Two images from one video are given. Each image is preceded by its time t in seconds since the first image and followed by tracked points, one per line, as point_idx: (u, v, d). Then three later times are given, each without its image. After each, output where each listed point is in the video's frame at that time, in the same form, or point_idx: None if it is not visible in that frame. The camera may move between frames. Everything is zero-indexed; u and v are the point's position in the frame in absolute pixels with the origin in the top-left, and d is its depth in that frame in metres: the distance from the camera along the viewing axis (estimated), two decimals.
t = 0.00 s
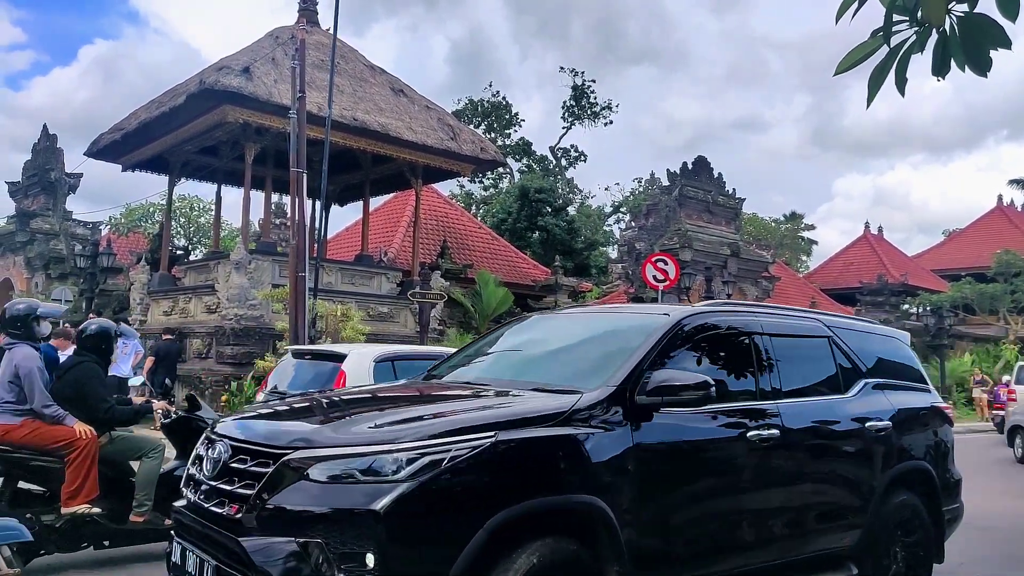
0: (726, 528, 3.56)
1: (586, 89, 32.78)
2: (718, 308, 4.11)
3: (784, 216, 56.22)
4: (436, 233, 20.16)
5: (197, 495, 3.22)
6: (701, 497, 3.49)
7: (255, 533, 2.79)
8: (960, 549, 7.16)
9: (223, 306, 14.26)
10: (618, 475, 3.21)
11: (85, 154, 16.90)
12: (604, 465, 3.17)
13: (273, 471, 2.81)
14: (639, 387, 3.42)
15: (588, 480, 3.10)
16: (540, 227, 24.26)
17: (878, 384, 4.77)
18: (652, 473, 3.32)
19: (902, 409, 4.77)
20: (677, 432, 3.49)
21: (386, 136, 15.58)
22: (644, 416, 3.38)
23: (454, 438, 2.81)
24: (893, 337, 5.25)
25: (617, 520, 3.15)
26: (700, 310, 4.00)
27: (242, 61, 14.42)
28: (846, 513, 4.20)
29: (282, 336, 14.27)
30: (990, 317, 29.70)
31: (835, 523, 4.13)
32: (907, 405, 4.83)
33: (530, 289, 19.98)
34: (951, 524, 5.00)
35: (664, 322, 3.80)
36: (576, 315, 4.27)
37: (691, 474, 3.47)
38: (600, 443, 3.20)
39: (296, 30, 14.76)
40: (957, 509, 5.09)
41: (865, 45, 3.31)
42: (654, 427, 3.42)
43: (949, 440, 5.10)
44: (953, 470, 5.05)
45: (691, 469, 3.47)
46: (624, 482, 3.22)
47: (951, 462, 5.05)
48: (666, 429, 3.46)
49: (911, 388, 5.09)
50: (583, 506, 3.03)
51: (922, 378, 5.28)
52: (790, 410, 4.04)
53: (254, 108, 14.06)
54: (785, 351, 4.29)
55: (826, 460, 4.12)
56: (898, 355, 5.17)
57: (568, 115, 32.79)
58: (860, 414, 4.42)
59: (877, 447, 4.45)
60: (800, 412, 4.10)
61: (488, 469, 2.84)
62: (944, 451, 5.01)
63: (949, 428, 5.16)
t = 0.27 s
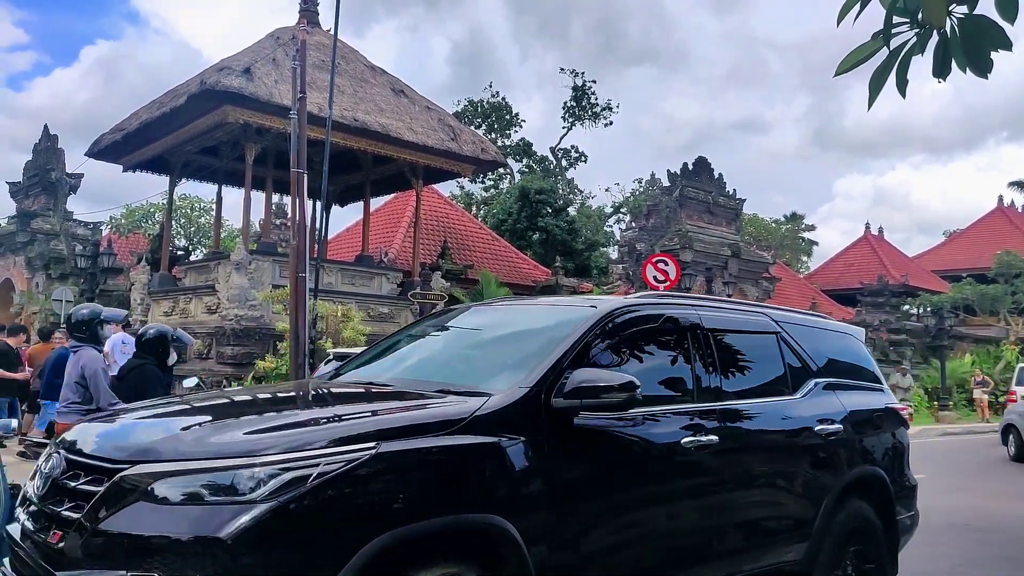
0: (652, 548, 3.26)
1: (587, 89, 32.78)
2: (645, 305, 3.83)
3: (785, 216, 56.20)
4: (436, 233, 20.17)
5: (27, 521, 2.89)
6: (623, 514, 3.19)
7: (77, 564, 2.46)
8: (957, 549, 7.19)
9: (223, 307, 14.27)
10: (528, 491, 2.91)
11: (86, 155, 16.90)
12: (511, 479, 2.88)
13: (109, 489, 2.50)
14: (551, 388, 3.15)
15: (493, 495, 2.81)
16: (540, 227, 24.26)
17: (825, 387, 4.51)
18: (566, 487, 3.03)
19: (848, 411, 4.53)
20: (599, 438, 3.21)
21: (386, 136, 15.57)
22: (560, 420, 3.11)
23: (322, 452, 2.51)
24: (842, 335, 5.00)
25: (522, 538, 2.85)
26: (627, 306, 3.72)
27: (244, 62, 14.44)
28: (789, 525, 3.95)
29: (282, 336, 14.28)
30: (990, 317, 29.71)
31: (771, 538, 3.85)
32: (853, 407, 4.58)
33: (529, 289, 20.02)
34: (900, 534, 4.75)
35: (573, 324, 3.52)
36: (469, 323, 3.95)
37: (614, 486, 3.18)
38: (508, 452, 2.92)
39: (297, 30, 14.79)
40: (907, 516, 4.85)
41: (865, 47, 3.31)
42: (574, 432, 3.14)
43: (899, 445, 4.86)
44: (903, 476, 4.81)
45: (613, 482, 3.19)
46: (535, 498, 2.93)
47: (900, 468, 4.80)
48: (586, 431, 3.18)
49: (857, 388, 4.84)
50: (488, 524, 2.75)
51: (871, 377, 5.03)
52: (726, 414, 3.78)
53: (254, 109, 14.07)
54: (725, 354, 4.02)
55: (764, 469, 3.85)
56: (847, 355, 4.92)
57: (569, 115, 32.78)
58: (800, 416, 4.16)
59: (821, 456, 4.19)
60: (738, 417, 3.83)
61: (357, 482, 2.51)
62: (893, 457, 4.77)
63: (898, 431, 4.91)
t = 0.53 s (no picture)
0: None
1: (587, 89, 32.81)
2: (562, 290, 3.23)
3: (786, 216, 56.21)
4: (437, 233, 20.18)
5: None
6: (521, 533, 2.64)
7: None
8: (959, 550, 7.16)
9: (223, 307, 14.23)
10: (404, 503, 2.37)
11: (87, 155, 16.91)
12: (380, 491, 2.34)
13: None
14: (434, 389, 2.56)
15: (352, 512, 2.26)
16: (541, 227, 24.25)
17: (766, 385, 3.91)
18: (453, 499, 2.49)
19: (791, 414, 3.94)
20: (498, 440, 2.66)
21: (386, 136, 15.57)
22: (444, 424, 2.54)
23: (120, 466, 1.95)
24: (786, 330, 4.40)
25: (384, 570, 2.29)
26: (535, 291, 3.12)
27: (244, 62, 14.43)
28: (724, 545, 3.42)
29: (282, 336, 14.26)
30: (991, 317, 29.70)
31: (709, 557, 3.34)
32: (797, 409, 3.99)
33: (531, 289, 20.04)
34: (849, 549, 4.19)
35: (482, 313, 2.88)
36: (375, 302, 3.30)
37: (523, 498, 2.67)
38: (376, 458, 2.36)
39: (297, 30, 14.78)
40: (855, 528, 4.28)
41: (867, 46, 3.31)
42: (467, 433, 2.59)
43: (849, 451, 4.28)
44: (851, 485, 4.23)
45: (514, 492, 2.65)
46: (411, 513, 2.39)
47: (848, 476, 4.23)
48: (503, 437, 2.68)
49: (803, 388, 4.25)
50: (341, 551, 2.20)
51: (818, 376, 4.42)
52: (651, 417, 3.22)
53: (254, 109, 14.06)
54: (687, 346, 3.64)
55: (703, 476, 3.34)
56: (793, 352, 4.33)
57: (569, 116, 32.81)
58: (740, 419, 3.62)
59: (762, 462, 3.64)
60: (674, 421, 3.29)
61: (235, 493, 2.07)
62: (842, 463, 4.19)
63: (848, 434, 4.33)
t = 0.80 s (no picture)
0: None
1: (587, 89, 32.80)
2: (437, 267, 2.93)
3: (786, 215, 56.23)
4: (437, 233, 20.18)
5: None
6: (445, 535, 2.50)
7: None
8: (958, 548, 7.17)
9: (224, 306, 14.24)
10: (312, 507, 2.25)
11: (88, 154, 16.91)
12: (286, 495, 2.21)
13: None
14: (243, 385, 2.27)
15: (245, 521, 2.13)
16: (541, 226, 24.23)
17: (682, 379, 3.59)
18: (368, 504, 2.35)
19: (710, 412, 3.62)
20: (402, 439, 2.49)
21: (387, 136, 15.56)
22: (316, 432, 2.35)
23: None
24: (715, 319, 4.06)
25: None
26: (392, 273, 2.74)
27: (245, 61, 14.43)
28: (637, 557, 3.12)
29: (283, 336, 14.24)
30: (992, 317, 29.70)
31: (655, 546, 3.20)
32: (719, 407, 3.68)
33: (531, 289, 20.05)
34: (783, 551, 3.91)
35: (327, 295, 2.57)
36: (208, 287, 2.95)
37: (475, 496, 2.60)
38: (264, 465, 2.21)
39: (298, 29, 14.77)
40: (789, 538, 3.98)
41: (868, 44, 3.31)
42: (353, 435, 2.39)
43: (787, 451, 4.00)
44: (789, 486, 3.98)
45: (438, 494, 2.52)
46: (322, 521, 2.26)
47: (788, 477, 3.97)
48: (419, 439, 2.53)
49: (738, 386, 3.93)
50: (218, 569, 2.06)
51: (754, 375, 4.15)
52: (587, 412, 3.08)
53: (255, 108, 14.05)
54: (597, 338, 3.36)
55: (640, 476, 3.15)
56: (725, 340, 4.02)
57: (570, 115, 32.82)
58: (654, 418, 3.33)
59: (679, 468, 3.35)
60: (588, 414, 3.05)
61: (148, 492, 2.03)
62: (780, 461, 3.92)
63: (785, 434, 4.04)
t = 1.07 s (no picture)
0: None
1: (588, 88, 32.76)
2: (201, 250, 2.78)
3: (787, 215, 56.17)
4: (438, 233, 20.17)
5: None
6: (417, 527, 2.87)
7: None
8: (956, 547, 7.20)
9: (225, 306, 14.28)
10: (312, 506, 2.63)
11: (88, 154, 16.92)
12: (288, 498, 2.58)
13: None
14: None
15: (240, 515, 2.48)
16: (542, 226, 24.22)
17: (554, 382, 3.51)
18: (367, 503, 2.75)
19: (648, 417, 3.83)
20: (392, 443, 2.88)
21: (386, 136, 15.56)
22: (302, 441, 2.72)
23: None
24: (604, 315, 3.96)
25: None
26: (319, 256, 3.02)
27: (245, 61, 14.45)
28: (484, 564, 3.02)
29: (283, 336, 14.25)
30: (993, 316, 29.68)
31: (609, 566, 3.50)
32: (607, 405, 3.66)
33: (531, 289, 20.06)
34: (694, 562, 3.90)
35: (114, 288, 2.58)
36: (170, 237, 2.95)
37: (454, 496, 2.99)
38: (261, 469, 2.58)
39: (298, 29, 14.77)
40: (705, 549, 4.00)
41: (868, 43, 3.31)
42: (283, 441, 2.64)
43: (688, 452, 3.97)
44: (701, 489, 4.02)
45: (424, 492, 2.91)
46: (322, 516, 2.64)
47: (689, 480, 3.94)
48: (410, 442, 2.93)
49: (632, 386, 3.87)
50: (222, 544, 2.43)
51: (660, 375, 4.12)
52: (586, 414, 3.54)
53: (255, 108, 14.06)
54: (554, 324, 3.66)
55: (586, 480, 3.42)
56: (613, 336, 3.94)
57: (571, 115, 32.80)
58: (514, 419, 3.27)
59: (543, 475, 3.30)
60: (492, 409, 3.24)
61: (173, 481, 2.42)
62: (679, 467, 3.89)
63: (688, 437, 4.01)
